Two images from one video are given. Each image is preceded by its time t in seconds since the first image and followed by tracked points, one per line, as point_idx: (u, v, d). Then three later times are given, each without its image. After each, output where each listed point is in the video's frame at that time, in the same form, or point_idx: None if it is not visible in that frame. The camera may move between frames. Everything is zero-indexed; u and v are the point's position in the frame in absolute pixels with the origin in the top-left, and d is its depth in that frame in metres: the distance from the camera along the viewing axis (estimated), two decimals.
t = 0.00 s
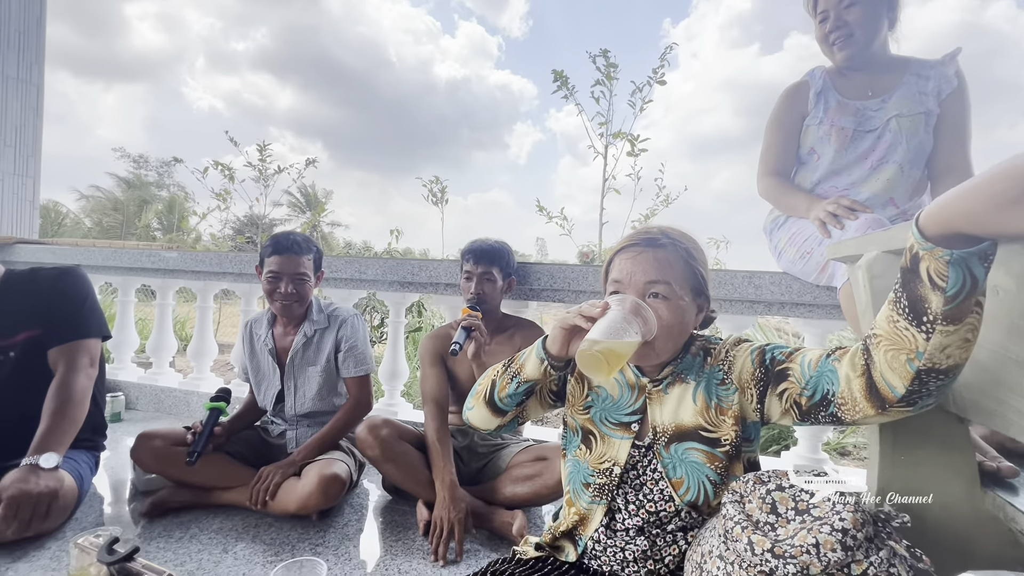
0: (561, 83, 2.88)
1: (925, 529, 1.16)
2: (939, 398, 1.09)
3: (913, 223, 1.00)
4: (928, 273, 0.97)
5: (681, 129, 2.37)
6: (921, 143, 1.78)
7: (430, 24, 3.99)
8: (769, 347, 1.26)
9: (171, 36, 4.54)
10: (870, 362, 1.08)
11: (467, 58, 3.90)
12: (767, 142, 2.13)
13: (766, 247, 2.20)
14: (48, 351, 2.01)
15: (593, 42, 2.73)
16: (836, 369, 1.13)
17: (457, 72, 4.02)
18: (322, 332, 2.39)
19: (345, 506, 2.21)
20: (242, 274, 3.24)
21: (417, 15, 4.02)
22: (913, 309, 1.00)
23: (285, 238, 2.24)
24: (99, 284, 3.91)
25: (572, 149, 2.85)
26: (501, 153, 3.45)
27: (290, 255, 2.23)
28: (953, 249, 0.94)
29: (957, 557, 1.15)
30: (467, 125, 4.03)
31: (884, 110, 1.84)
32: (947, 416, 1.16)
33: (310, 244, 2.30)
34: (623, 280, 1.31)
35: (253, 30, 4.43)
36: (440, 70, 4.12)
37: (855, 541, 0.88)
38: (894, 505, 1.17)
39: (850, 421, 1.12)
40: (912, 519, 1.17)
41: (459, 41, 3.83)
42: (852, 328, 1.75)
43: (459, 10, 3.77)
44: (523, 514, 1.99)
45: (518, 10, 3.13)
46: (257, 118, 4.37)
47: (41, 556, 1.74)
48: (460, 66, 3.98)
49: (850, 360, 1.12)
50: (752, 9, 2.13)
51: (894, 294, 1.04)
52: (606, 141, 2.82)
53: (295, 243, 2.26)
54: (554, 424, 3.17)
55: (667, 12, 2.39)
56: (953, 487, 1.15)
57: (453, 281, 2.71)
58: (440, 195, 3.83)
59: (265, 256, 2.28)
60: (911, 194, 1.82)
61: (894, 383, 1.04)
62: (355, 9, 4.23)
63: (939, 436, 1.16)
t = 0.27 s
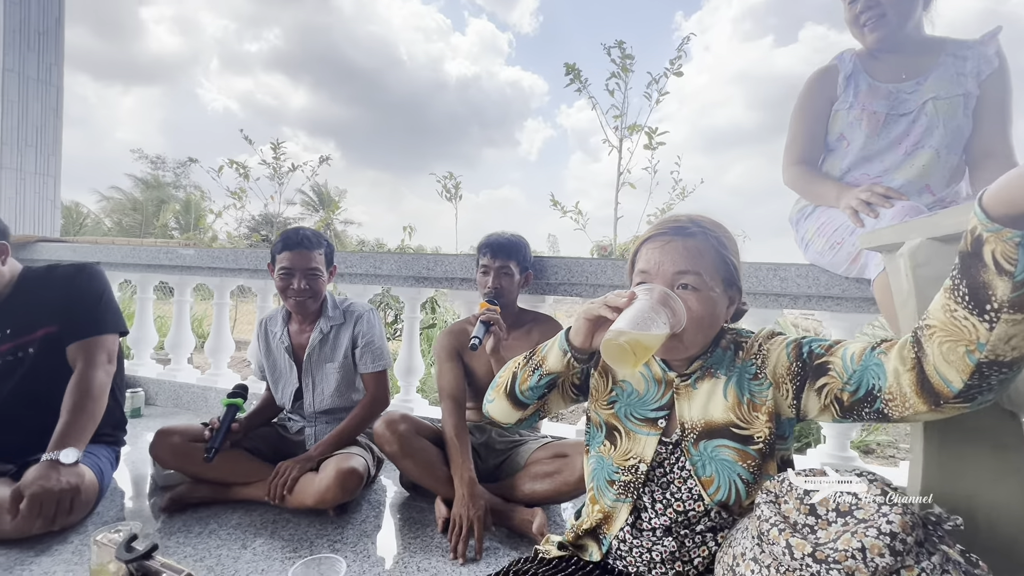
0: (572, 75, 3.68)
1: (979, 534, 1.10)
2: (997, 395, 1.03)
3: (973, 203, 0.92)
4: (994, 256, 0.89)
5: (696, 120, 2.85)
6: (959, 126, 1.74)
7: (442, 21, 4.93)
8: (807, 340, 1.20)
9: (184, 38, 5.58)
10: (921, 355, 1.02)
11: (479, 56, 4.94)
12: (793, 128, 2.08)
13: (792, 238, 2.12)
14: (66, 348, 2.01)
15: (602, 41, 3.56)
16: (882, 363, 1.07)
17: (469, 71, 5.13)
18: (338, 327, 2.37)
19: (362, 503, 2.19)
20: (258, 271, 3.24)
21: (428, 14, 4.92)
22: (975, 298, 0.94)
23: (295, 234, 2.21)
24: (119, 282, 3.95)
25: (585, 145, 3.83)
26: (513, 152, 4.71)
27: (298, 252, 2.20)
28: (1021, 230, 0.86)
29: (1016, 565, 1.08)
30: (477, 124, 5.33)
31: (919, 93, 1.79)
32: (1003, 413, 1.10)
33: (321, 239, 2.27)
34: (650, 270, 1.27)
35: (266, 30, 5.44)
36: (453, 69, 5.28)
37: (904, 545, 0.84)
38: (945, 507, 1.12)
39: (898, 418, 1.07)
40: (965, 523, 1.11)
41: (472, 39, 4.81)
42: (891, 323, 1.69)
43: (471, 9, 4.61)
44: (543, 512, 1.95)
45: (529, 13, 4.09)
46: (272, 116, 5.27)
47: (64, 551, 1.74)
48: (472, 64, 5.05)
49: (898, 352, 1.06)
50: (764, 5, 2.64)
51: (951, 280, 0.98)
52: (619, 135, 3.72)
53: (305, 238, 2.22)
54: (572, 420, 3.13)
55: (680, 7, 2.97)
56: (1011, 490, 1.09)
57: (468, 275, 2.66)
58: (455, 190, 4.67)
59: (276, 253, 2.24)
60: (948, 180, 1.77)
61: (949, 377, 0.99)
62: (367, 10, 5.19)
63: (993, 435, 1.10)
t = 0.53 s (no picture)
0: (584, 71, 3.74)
1: None
2: None
3: None
4: None
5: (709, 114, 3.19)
6: (999, 115, 1.68)
7: (449, 20, 4.80)
8: (848, 344, 1.16)
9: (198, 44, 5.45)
10: (979, 362, 0.99)
11: (486, 53, 4.75)
12: (819, 119, 2.00)
13: (819, 234, 2.05)
14: (90, 355, 2.03)
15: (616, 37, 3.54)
16: (933, 369, 1.03)
17: (476, 68, 4.92)
18: (357, 331, 2.36)
19: (384, 507, 2.18)
20: (275, 274, 3.24)
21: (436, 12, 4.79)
22: None
23: (315, 239, 2.20)
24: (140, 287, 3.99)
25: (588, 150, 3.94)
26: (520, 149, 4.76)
27: (318, 257, 2.19)
28: None
29: None
30: (486, 123, 5.12)
31: (955, 82, 1.73)
32: None
33: (340, 243, 2.26)
34: (681, 272, 1.23)
35: (278, 34, 5.26)
36: (460, 65, 5.05)
37: (963, 563, 0.84)
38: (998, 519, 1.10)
39: (952, 427, 1.03)
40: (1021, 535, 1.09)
41: (478, 36, 4.67)
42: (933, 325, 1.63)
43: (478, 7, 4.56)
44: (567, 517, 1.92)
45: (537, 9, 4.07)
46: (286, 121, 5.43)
47: (92, 557, 1.75)
48: (479, 61, 4.85)
49: (952, 358, 1.02)
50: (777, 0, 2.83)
51: (1013, 281, 0.95)
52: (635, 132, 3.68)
53: (326, 243, 2.22)
54: (591, 422, 3.09)
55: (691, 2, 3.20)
56: None
57: (486, 277, 2.64)
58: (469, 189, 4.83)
59: (296, 258, 2.23)
60: (987, 172, 1.71)
61: (1012, 383, 0.95)
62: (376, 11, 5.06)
63: None
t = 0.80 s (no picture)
0: (591, 69, 3.62)
1: None
2: None
3: None
4: None
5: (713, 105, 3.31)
6: (1016, 105, 1.64)
7: (456, 20, 5.38)
8: (867, 339, 1.16)
9: (209, 53, 5.89)
10: (1003, 354, 0.97)
11: (494, 52, 5.36)
12: (833, 111, 2.01)
13: (833, 228, 2.05)
14: (114, 359, 2.06)
15: (622, 34, 3.61)
16: (957, 362, 1.02)
17: (485, 67, 5.67)
18: (373, 332, 2.38)
19: (401, 506, 2.19)
20: (289, 277, 3.27)
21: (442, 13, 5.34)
22: None
23: (330, 241, 2.23)
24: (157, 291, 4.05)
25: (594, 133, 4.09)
26: (530, 139, 5.32)
27: (333, 260, 2.21)
28: None
29: None
30: (495, 123, 6.13)
31: (970, 72, 1.71)
32: None
33: (355, 246, 2.29)
34: (697, 268, 1.23)
35: (289, 39, 5.79)
36: (468, 66, 5.81)
37: (987, 556, 0.84)
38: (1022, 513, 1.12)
39: (976, 421, 1.01)
40: None
41: (486, 36, 5.24)
42: (950, 317, 1.61)
43: (483, 7, 5.12)
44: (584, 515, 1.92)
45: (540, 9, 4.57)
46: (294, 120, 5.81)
47: (119, 556, 1.78)
48: (488, 59, 5.50)
49: (975, 351, 1.01)
50: None
51: None
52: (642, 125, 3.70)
53: (342, 246, 2.24)
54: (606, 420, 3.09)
55: None
56: None
57: (497, 277, 2.65)
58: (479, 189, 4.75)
59: (312, 261, 2.26)
60: (1006, 162, 1.68)
61: None
62: (384, 14, 5.66)
63: None
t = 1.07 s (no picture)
0: (596, 68, 3.66)
1: None
2: None
3: None
4: None
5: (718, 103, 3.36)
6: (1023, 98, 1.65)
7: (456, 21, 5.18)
8: (876, 338, 1.16)
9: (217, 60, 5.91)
10: (1011, 353, 0.98)
11: (495, 53, 5.36)
12: (838, 108, 2.00)
13: (840, 225, 2.05)
14: (134, 366, 2.10)
15: (625, 33, 3.61)
16: (966, 361, 1.03)
17: (487, 69, 5.70)
18: (383, 336, 2.41)
19: (413, 507, 2.22)
20: (299, 283, 3.31)
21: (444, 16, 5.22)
22: None
23: (341, 247, 2.26)
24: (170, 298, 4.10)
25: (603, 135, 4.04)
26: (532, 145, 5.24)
27: (344, 266, 2.24)
28: None
29: None
30: (498, 124, 6.29)
31: (976, 66, 1.71)
32: None
33: (366, 252, 2.32)
34: (704, 269, 1.24)
35: (293, 47, 5.80)
36: (469, 69, 5.86)
37: (995, 552, 0.85)
38: None
39: (985, 418, 1.03)
40: None
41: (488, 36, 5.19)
42: (959, 312, 1.60)
43: (485, 8, 4.99)
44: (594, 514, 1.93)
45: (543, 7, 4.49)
46: (299, 127, 5.88)
47: (141, 559, 1.82)
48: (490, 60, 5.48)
49: (984, 349, 1.02)
50: None
51: None
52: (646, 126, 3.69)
53: (353, 252, 2.27)
54: (615, 419, 3.11)
55: None
56: None
57: (505, 279, 2.67)
58: (484, 192, 4.81)
59: (324, 267, 2.29)
60: (1014, 156, 1.67)
61: None
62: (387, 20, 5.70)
63: None
